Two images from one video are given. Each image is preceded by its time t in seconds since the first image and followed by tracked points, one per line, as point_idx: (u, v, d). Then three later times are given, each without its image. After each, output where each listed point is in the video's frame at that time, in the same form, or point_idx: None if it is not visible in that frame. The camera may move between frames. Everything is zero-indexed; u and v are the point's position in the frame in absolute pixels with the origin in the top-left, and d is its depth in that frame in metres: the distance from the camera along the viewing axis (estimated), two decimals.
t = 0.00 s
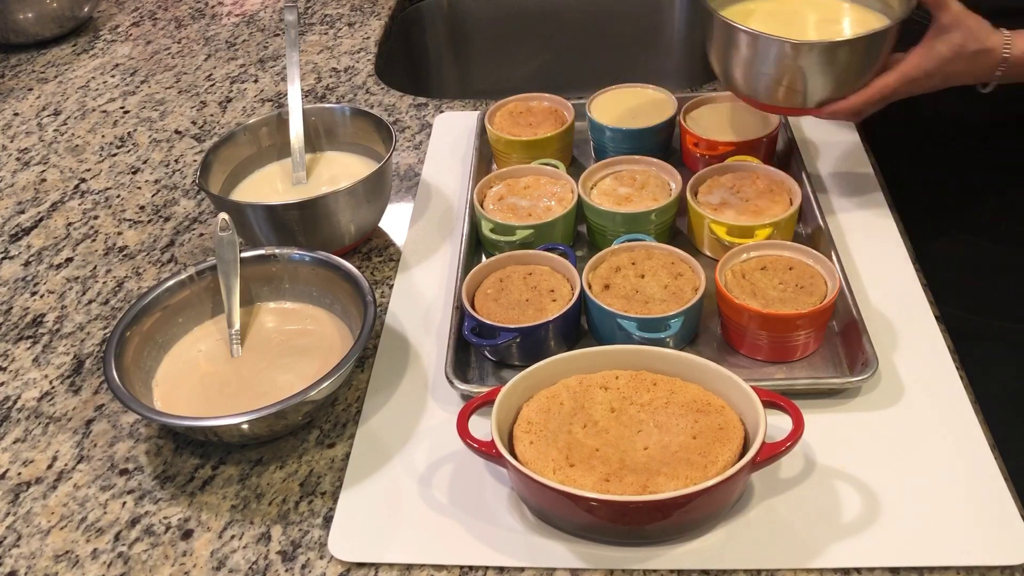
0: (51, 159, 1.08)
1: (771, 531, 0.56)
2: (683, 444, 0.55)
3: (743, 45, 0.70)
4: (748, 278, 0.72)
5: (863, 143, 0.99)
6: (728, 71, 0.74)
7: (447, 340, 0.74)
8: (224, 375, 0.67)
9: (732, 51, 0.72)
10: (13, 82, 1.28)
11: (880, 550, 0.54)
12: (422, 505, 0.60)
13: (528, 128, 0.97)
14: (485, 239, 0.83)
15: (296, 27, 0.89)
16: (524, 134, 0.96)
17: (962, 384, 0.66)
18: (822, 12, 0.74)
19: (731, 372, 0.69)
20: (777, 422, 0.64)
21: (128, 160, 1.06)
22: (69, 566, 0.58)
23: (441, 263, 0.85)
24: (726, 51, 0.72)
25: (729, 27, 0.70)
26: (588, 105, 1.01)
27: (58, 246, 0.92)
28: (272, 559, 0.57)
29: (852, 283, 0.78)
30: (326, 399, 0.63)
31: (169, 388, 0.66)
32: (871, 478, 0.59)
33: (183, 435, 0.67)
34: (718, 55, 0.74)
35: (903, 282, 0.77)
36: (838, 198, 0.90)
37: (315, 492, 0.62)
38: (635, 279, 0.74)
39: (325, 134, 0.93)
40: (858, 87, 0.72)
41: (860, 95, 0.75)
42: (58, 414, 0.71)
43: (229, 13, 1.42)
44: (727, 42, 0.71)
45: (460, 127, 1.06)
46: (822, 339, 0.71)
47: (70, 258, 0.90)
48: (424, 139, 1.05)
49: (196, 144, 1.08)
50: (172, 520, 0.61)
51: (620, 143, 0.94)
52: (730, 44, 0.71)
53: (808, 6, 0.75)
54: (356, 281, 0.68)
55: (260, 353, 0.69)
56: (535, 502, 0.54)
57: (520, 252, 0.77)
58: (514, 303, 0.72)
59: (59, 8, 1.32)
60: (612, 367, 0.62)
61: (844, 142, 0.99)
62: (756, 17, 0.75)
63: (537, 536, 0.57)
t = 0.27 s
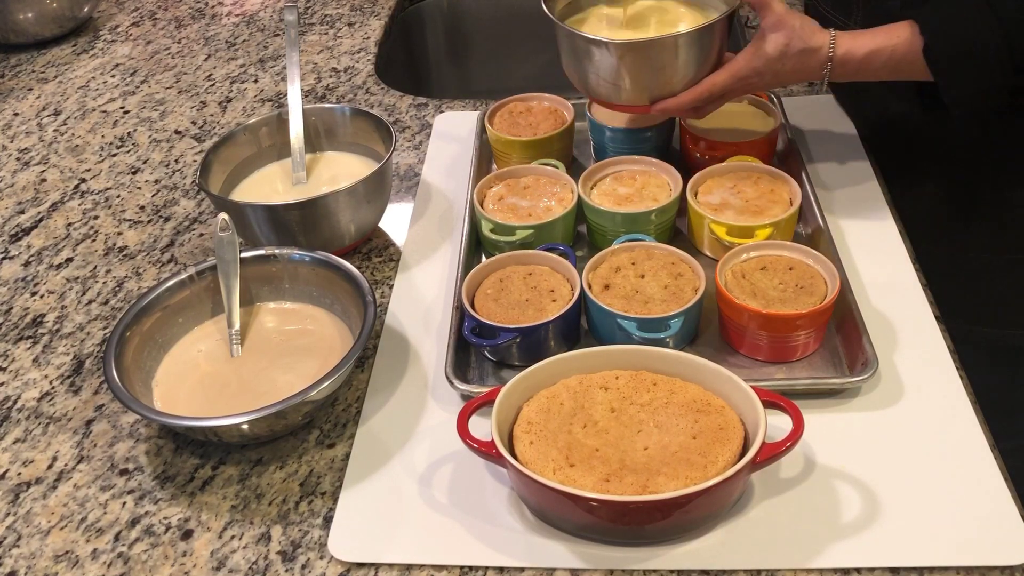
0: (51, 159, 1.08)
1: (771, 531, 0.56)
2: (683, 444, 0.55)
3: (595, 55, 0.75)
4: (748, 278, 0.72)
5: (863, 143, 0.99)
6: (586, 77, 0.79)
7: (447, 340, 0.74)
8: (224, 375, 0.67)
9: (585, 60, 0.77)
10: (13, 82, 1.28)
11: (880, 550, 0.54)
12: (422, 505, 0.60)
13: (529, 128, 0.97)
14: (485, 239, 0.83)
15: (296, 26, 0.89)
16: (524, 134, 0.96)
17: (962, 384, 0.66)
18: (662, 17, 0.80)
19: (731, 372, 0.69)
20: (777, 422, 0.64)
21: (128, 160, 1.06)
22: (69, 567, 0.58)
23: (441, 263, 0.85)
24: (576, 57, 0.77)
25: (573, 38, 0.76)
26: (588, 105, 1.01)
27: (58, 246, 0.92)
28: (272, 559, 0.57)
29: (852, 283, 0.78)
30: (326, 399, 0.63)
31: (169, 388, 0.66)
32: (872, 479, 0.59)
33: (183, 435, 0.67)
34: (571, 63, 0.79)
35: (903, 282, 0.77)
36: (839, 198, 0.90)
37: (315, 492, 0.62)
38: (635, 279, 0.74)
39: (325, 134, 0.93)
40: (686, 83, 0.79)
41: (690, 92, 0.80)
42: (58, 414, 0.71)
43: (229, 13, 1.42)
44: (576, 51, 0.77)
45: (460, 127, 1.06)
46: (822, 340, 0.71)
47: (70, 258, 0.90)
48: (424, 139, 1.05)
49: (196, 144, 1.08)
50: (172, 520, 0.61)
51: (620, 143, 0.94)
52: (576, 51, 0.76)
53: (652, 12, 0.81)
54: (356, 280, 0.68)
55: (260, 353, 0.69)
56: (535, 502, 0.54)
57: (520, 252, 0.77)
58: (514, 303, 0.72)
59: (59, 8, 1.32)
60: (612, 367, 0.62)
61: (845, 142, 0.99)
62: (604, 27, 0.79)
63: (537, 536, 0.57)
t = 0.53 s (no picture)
0: (51, 159, 1.08)
1: (771, 531, 0.56)
2: (682, 444, 0.55)
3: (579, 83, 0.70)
4: (748, 278, 0.72)
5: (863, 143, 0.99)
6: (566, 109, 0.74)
7: (447, 340, 0.74)
8: (224, 375, 0.67)
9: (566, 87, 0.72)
10: (13, 82, 1.28)
11: (881, 550, 0.54)
12: (422, 505, 0.60)
13: (529, 128, 0.97)
14: (485, 240, 0.83)
15: (296, 27, 0.89)
16: (524, 134, 0.96)
17: (962, 384, 0.66)
18: (642, 41, 0.81)
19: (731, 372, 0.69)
20: (777, 422, 0.64)
21: (128, 160, 1.06)
22: (69, 566, 0.58)
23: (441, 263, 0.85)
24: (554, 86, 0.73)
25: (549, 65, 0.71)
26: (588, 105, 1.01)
27: (58, 246, 0.92)
28: (272, 559, 0.57)
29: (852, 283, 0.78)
30: (326, 399, 0.63)
31: (169, 388, 0.66)
32: (871, 479, 0.59)
33: (183, 435, 0.67)
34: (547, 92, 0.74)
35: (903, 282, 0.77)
36: (839, 198, 0.90)
37: (315, 492, 0.62)
38: (635, 279, 0.74)
39: (325, 134, 0.93)
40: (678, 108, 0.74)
41: (680, 119, 0.75)
42: (58, 414, 0.71)
43: (229, 13, 1.42)
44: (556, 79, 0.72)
45: (460, 127, 1.06)
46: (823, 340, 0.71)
47: (70, 258, 0.90)
48: (424, 139, 1.05)
49: (196, 144, 1.08)
50: (172, 520, 0.61)
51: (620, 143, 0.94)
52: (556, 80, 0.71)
53: (632, 36, 0.82)
54: (356, 281, 0.68)
55: (260, 353, 0.69)
56: (535, 502, 0.54)
57: (520, 252, 0.77)
58: (514, 303, 0.72)
59: (59, 8, 1.32)
60: (612, 368, 0.62)
61: (845, 142, 0.99)
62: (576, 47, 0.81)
63: (537, 536, 0.57)
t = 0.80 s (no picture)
0: (51, 159, 1.08)
1: (770, 531, 0.56)
2: (682, 444, 0.55)
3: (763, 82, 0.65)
4: (748, 278, 0.72)
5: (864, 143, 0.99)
6: (753, 109, 0.69)
7: (446, 340, 0.74)
8: (224, 375, 0.67)
9: (752, 85, 0.67)
10: (13, 82, 1.28)
11: (880, 550, 0.54)
12: (422, 505, 0.60)
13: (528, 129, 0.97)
14: (485, 239, 0.83)
15: (296, 27, 0.89)
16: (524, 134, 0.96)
17: (962, 384, 0.66)
18: (847, 45, 0.72)
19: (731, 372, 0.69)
20: (777, 422, 0.64)
21: (128, 160, 1.06)
22: (69, 566, 0.58)
23: (441, 262, 0.85)
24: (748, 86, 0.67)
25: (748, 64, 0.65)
26: (588, 105, 1.01)
27: (58, 246, 0.92)
28: (272, 559, 0.57)
29: (852, 283, 0.78)
30: (326, 399, 0.63)
31: (169, 388, 0.66)
32: (871, 478, 0.59)
33: (183, 435, 0.67)
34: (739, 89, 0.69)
35: (903, 282, 0.77)
36: (839, 198, 0.90)
37: (315, 492, 0.62)
38: (635, 279, 0.74)
39: (325, 134, 0.93)
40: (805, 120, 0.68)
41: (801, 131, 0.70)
42: (58, 414, 0.71)
43: (229, 13, 1.42)
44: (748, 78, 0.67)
45: (460, 127, 1.06)
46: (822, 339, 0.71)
47: (70, 258, 0.90)
48: (424, 139, 1.05)
49: (196, 144, 1.08)
50: (172, 520, 0.61)
51: (620, 143, 0.94)
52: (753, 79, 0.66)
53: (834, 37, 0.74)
54: (356, 281, 0.68)
55: (260, 353, 0.69)
56: (535, 502, 0.54)
57: (520, 252, 0.77)
58: (514, 303, 0.72)
59: (59, 8, 1.32)
60: (612, 367, 0.62)
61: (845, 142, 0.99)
62: (776, 52, 0.73)
63: (537, 536, 0.58)
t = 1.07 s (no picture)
0: (51, 159, 1.08)
1: (771, 531, 0.56)
2: (683, 444, 0.55)
3: (768, 72, 0.66)
4: (748, 278, 0.72)
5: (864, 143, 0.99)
6: (758, 101, 0.70)
7: (447, 340, 0.74)
8: (224, 375, 0.67)
9: (758, 76, 0.67)
10: (13, 82, 1.28)
11: (880, 550, 0.54)
12: (422, 505, 0.60)
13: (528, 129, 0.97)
14: (485, 239, 0.83)
15: (296, 27, 0.89)
16: (524, 134, 0.96)
17: (961, 383, 0.66)
18: (852, 37, 0.72)
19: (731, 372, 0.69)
20: (777, 422, 0.64)
21: (128, 160, 1.06)
22: (69, 566, 0.58)
23: (441, 262, 0.85)
24: (753, 77, 0.68)
25: (752, 53, 0.66)
26: (588, 105, 1.01)
27: (58, 246, 0.92)
28: (272, 559, 0.57)
29: (853, 283, 0.78)
30: (326, 399, 0.63)
31: (169, 388, 0.66)
32: (871, 478, 0.59)
33: (183, 435, 0.67)
34: (746, 80, 0.70)
35: (902, 281, 0.77)
36: (839, 198, 0.90)
37: (315, 492, 0.62)
38: (636, 279, 0.74)
39: (325, 134, 0.93)
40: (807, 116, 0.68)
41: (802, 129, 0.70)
42: (58, 414, 0.71)
43: (229, 13, 1.42)
44: (753, 67, 0.67)
45: (460, 127, 1.06)
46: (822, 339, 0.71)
47: (70, 258, 0.90)
48: (424, 139, 1.05)
49: (196, 144, 1.08)
50: (172, 520, 0.61)
51: (620, 143, 0.94)
52: (757, 69, 0.67)
53: (840, 31, 0.73)
54: (356, 281, 0.68)
55: (259, 353, 0.69)
56: (535, 502, 0.54)
57: (520, 252, 0.77)
58: (514, 303, 0.72)
59: (59, 8, 1.32)
60: (612, 367, 0.62)
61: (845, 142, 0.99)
62: (781, 41, 0.74)
63: (537, 536, 0.57)
